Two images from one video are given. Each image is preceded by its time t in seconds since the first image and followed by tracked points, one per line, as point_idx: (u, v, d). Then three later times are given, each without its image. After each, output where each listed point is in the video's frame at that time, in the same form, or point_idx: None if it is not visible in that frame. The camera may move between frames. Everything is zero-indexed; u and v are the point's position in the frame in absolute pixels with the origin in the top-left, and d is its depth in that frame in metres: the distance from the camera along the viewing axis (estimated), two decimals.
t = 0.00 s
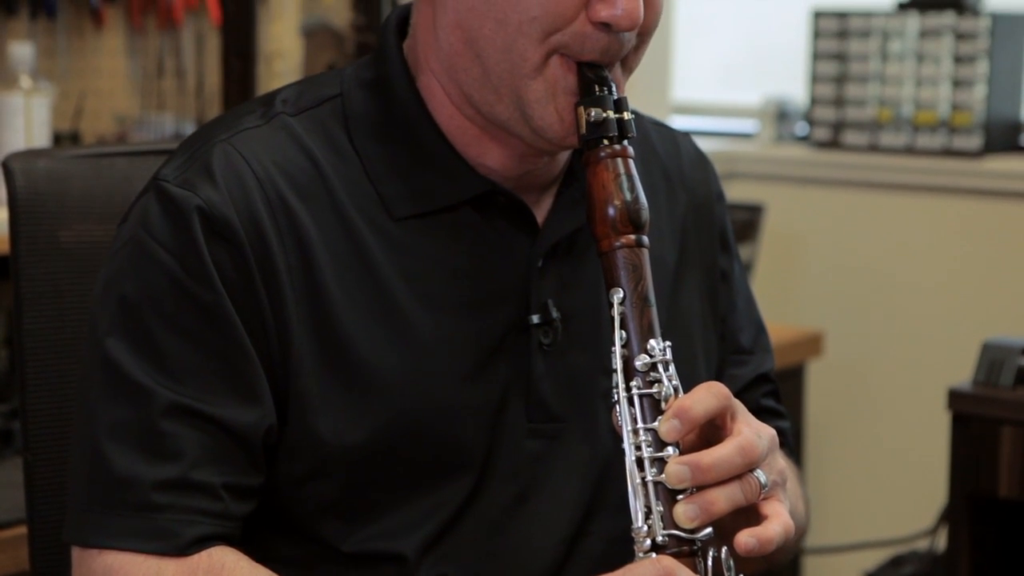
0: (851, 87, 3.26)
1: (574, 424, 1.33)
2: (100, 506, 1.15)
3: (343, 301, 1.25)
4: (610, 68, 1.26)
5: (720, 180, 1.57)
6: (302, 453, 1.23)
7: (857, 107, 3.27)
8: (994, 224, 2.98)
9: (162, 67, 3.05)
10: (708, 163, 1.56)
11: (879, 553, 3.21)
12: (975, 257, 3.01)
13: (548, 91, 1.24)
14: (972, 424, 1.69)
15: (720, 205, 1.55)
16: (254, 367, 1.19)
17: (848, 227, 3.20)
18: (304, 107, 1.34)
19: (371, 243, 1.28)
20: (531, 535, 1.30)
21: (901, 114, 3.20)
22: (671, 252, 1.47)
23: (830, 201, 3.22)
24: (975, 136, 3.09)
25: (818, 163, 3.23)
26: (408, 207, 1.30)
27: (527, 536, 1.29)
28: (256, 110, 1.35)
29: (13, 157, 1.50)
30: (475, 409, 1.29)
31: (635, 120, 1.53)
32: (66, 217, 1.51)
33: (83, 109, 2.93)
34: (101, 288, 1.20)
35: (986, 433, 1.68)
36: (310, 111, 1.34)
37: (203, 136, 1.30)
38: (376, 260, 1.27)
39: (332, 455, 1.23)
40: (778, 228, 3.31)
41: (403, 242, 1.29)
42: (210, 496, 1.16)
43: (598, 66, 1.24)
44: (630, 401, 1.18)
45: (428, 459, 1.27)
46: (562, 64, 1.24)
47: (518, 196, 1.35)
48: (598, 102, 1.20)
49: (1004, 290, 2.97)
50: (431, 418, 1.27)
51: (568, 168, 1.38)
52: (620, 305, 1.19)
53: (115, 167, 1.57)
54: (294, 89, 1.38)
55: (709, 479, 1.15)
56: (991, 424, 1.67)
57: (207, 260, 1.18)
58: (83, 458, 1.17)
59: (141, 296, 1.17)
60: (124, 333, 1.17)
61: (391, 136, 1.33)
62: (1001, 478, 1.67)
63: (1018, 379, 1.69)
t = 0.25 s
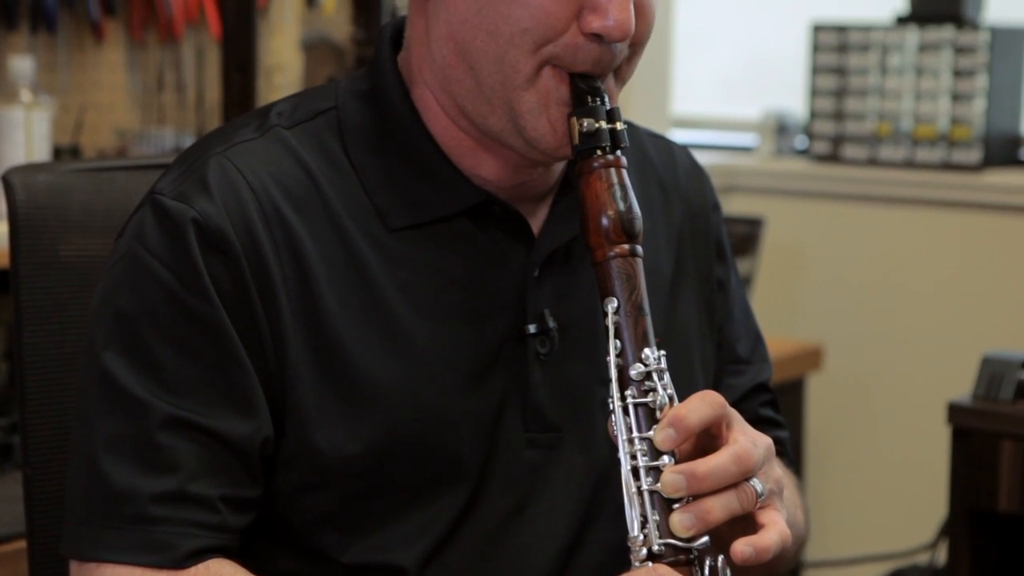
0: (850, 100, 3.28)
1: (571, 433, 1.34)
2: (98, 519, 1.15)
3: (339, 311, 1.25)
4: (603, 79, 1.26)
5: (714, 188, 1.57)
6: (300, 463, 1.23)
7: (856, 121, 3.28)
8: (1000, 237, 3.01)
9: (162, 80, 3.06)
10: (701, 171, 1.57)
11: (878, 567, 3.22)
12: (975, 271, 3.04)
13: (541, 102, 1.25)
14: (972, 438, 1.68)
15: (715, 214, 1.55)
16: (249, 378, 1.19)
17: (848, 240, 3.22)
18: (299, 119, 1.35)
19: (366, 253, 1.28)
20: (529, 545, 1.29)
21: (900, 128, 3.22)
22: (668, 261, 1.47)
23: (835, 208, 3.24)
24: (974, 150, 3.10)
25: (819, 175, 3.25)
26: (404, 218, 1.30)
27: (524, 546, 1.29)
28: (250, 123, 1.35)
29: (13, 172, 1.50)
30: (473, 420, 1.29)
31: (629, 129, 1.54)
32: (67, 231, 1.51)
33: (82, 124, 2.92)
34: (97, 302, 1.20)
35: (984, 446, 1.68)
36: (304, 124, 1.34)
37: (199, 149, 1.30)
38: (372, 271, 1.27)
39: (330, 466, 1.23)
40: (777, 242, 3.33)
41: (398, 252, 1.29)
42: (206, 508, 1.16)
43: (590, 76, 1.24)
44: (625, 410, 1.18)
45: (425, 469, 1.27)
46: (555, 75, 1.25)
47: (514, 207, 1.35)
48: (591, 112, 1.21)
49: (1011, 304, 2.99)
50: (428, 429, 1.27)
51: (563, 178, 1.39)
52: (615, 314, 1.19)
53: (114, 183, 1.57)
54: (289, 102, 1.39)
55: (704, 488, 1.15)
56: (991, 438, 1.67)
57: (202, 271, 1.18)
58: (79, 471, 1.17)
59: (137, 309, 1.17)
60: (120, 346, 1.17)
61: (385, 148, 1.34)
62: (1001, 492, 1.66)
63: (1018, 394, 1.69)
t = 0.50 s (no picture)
0: (850, 115, 3.29)
1: (569, 445, 1.33)
2: (98, 536, 1.15)
3: (335, 325, 1.25)
4: (596, 92, 1.26)
5: (710, 200, 1.57)
6: (298, 477, 1.23)
7: (856, 136, 3.29)
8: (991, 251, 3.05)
9: (162, 94, 3.07)
10: (697, 183, 1.57)
11: None
12: (970, 285, 3.08)
13: (534, 116, 1.25)
14: (973, 451, 1.66)
15: (710, 227, 1.56)
16: (245, 392, 1.19)
17: (844, 254, 3.25)
18: (295, 135, 1.35)
19: (362, 267, 1.28)
20: (528, 558, 1.29)
21: (900, 143, 3.23)
22: (664, 273, 1.47)
23: (830, 216, 3.27)
24: (973, 164, 3.12)
25: (820, 190, 3.27)
26: (399, 231, 1.30)
27: (523, 558, 1.29)
28: (246, 139, 1.35)
29: (14, 187, 1.51)
30: (469, 432, 1.29)
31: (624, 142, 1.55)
32: (67, 246, 1.51)
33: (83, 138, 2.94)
34: (94, 319, 1.21)
35: (984, 460, 1.65)
36: (300, 139, 1.35)
37: (194, 165, 1.31)
38: (368, 285, 1.28)
39: (328, 480, 1.23)
40: (777, 257, 3.36)
41: (394, 266, 1.30)
42: (204, 523, 1.16)
43: (583, 90, 1.25)
44: (620, 422, 1.18)
45: (422, 482, 1.27)
46: (548, 88, 1.25)
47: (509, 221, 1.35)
48: (584, 125, 1.21)
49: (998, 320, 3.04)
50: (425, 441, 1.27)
51: (559, 192, 1.39)
52: (609, 327, 1.20)
53: (116, 197, 1.57)
54: (285, 118, 1.39)
55: (700, 500, 1.15)
56: (990, 451, 1.65)
57: (198, 286, 1.18)
58: (78, 487, 1.18)
59: (132, 325, 1.18)
60: (117, 362, 1.18)
61: (381, 162, 1.34)
62: (1003, 504, 1.64)
63: (1019, 409, 1.67)
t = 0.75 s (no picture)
0: (849, 128, 3.32)
1: (565, 456, 1.34)
2: (96, 551, 1.15)
3: (330, 338, 1.25)
4: (588, 104, 1.26)
5: (705, 212, 1.58)
6: (294, 491, 1.23)
7: (856, 149, 3.32)
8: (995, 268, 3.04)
9: (162, 108, 3.08)
10: (693, 196, 1.57)
11: None
12: (969, 297, 3.08)
13: (527, 129, 1.26)
14: (972, 465, 1.65)
15: (706, 238, 1.56)
16: (240, 406, 1.19)
17: (843, 268, 3.27)
18: (290, 150, 1.35)
19: (357, 281, 1.28)
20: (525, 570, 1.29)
21: (899, 156, 3.26)
22: (660, 286, 1.48)
23: (825, 234, 3.30)
24: (973, 177, 3.14)
25: (818, 202, 3.31)
26: (393, 245, 1.31)
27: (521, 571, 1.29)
28: (242, 155, 1.36)
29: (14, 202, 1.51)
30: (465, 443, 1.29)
31: (618, 155, 1.55)
32: (67, 260, 1.51)
33: (83, 151, 2.96)
34: (91, 335, 1.21)
35: (984, 476, 1.65)
36: (295, 154, 1.35)
37: (190, 181, 1.31)
38: (363, 297, 1.28)
39: (324, 493, 1.23)
40: (777, 270, 3.38)
41: (389, 279, 1.30)
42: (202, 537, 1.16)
43: (576, 102, 1.25)
44: (615, 433, 1.18)
45: (418, 494, 1.27)
46: (540, 101, 1.25)
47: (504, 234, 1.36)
48: (576, 137, 1.22)
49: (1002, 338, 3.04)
50: (420, 454, 1.26)
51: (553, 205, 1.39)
52: (603, 338, 1.20)
53: (116, 211, 1.57)
54: (280, 133, 1.39)
55: (695, 509, 1.16)
56: (991, 467, 1.64)
57: (192, 300, 1.19)
58: (76, 503, 1.18)
59: (128, 341, 1.18)
60: (114, 378, 1.18)
61: (375, 176, 1.34)
62: (1002, 520, 1.63)
63: (1018, 422, 1.66)
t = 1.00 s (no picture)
0: (849, 140, 3.34)
1: (562, 467, 1.34)
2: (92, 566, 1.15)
3: (325, 350, 1.25)
4: (580, 116, 1.26)
5: (701, 222, 1.58)
6: (290, 504, 1.22)
7: (855, 160, 3.34)
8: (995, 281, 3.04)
9: (162, 120, 3.08)
10: (688, 206, 1.58)
11: None
12: (967, 308, 3.08)
13: (519, 141, 1.26)
14: (972, 478, 1.65)
15: (702, 248, 1.56)
16: (235, 419, 1.19)
17: (842, 279, 3.28)
18: (285, 163, 1.36)
19: (352, 294, 1.28)
20: None
21: (899, 168, 3.27)
22: (656, 297, 1.48)
23: (824, 244, 3.31)
24: (973, 190, 3.15)
25: (814, 212, 3.32)
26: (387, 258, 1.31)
27: None
28: (236, 169, 1.36)
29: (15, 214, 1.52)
30: (460, 455, 1.29)
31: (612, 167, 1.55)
32: (67, 271, 1.51)
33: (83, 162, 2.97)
34: (87, 350, 1.21)
35: (984, 487, 1.64)
36: (289, 167, 1.35)
37: (185, 196, 1.31)
38: (357, 310, 1.28)
39: (321, 506, 1.23)
40: (777, 281, 3.39)
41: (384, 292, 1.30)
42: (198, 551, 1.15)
43: (567, 114, 1.25)
44: (608, 445, 1.18)
45: (414, 506, 1.27)
46: (532, 113, 1.26)
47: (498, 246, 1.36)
48: (568, 149, 1.22)
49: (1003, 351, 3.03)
50: (415, 466, 1.26)
51: (548, 216, 1.40)
52: (596, 349, 1.20)
53: (117, 222, 1.57)
54: (275, 147, 1.39)
55: (689, 519, 1.15)
56: (990, 478, 1.64)
57: (187, 313, 1.19)
58: (72, 518, 1.18)
59: (123, 355, 1.18)
60: (109, 392, 1.18)
61: (369, 189, 1.34)
62: (1002, 530, 1.62)
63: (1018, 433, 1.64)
